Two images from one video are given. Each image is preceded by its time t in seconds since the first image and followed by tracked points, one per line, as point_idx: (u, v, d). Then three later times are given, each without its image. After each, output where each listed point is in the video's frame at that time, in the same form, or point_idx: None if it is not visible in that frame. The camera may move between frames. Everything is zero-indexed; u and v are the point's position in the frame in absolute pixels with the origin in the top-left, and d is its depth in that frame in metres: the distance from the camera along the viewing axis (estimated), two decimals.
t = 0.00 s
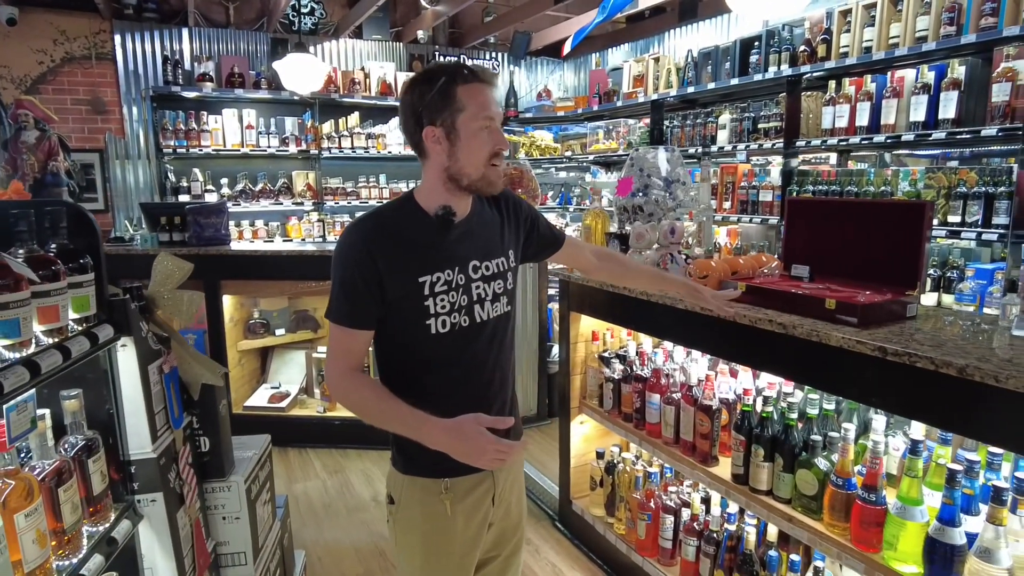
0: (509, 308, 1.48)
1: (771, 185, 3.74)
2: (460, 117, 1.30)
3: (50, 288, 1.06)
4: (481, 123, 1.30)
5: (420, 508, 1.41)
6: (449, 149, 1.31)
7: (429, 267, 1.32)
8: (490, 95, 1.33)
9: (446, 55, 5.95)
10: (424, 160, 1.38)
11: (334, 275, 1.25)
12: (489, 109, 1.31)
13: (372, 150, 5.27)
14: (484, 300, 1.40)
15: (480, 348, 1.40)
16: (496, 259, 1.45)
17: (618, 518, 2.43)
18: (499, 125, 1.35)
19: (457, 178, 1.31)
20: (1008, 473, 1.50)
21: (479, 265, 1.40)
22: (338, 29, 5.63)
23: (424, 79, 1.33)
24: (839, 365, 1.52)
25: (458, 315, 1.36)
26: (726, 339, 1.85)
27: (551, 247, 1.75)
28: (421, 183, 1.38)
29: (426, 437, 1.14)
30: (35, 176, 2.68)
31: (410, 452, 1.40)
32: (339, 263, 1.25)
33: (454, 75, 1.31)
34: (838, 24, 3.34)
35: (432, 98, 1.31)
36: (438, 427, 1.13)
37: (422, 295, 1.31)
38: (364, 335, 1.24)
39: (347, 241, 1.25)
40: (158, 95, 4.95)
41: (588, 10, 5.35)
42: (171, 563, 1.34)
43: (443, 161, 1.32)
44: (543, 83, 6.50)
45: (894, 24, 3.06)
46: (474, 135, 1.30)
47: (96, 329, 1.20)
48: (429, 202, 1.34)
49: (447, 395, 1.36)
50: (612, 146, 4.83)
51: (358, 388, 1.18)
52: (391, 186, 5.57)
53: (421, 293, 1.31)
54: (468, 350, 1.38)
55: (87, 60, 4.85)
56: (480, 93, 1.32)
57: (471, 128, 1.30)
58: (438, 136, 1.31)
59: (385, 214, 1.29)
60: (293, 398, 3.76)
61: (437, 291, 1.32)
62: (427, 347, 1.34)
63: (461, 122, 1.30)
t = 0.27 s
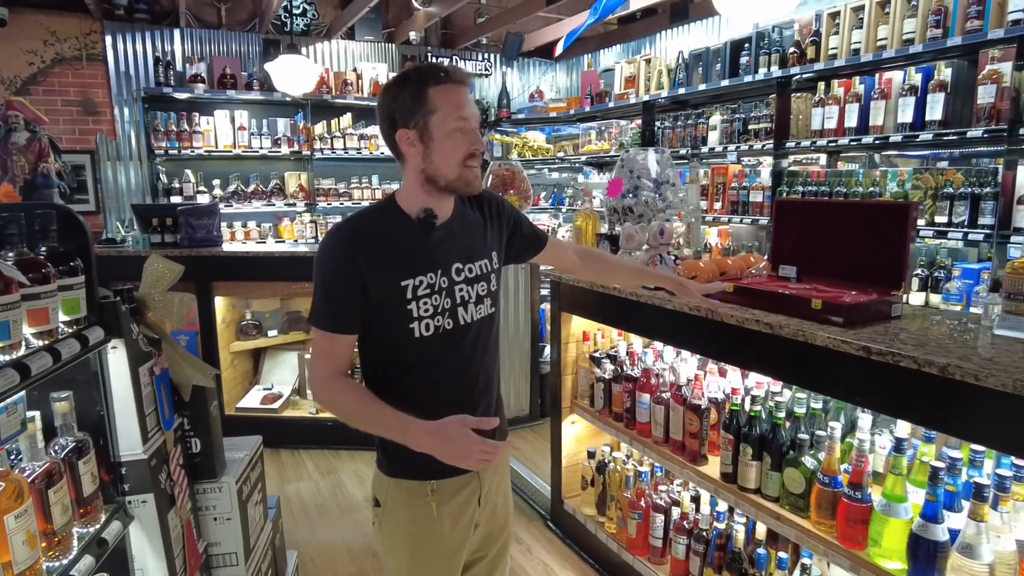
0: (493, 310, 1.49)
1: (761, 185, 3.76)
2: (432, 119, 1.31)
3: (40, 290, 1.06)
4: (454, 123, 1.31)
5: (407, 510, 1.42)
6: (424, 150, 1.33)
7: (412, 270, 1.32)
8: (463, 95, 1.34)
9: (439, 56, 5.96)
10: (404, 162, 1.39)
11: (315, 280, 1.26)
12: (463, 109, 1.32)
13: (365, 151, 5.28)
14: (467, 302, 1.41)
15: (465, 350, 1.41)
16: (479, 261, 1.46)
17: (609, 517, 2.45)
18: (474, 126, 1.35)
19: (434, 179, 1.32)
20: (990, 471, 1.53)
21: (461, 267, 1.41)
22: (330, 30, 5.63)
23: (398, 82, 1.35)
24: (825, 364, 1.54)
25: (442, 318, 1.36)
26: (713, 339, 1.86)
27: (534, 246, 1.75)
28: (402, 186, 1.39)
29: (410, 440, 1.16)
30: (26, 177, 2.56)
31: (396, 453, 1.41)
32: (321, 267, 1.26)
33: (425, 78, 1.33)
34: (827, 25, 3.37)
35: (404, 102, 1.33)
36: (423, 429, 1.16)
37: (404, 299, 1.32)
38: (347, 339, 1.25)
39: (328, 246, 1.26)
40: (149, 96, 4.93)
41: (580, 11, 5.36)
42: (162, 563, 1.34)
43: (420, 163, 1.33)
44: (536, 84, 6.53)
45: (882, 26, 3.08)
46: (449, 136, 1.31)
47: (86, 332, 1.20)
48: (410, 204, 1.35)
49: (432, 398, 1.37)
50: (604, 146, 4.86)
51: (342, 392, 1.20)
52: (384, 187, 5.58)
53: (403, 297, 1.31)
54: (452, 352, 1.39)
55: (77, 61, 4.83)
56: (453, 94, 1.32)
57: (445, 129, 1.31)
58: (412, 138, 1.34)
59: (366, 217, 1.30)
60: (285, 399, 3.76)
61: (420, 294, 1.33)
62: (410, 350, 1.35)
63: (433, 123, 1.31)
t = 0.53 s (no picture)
0: (478, 305, 1.50)
1: (753, 184, 3.78)
2: (403, 113, 1.32)
3: (25, 286, 1.06)
4: (426, 115, 1.32)
5: (394, 508, 1.42)
6: (399, 145, 1.34)
7: (397, 268, 1.32)
8: (435, 86, 1.35)
9: (433, 55, 5.96)
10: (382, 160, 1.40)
11: (300, 279, 1.25)
12: (435, 101, 1.34)
13: (359, 150, 5.28)
14: (453, 298, 1.42)
15: (451, 346, 1.41)
16: (464, 257, 1.46)
17: (601, 513, 2.45)
18: (446, 116, 1.36)
19: (411, 173, 1.33)
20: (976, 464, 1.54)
21: (447, 264, 1.42)
22: (324, 29, 5.63)
23: (369, 80, 1.38)
24: (813, 359, 1.55)
25: (428, 315, 1.37)
26: (704, 336, 1.87)
27: (515, 243, 1.75)
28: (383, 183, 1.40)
29: (397, 438, 1.13)
30: (17, 175, 2.52)
31: (381, 451, 1.41)
32: (306, 266, 1.25)
33: (391, 73, 1.34)
34: (818, 24, 3.38)
35: (373, 101, 1.36)
36: (410, 427, 1.13)
37: (391, 296, 1.31)
38: (332, 338, 1.25)
39: (312, 244, 1.25)
40: (142, 95, 4.92)
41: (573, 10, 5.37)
42: (151, 559, 1.34)
43: (397, 158, 1.35)
44: (529, 83, 6.54)
45: (872, 25, 3.10)
46: (422, 128, 1.33)
47: (73, 327, 1.20)
48: (393, 199, 1.35)
49: (420, 396, 1.37)
50: (597, 146, 4.87)
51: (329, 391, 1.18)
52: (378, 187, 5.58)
53: (390, 294, 1.31)
54: (439, 349, 1.39)
55: (69, 60, 4.81)
56: (423, 86, 1.34)
57: (416, 122, 1.33)
58: (385, 134, 1.36)
59: (349, 215, 1.30)
60: (279, 398, 3.76)
61: (406, 291, 1.33)
62: (398, 348, 1.34)
63: (403, 117, 1.33)
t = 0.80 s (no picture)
0: (468, 304, 1.51)
1: (748, 183, 3.80)
2: (377, 111, 1.33)
3: (23, 284, 1.07)
4: (401, 109, 1.32)
5: (384, 510, 1.43)
6: (378, 144, 1.35)
7: (389, 270, 1.33)
8: (408, 80, 1.35)
9: (430, 55, 5.97)
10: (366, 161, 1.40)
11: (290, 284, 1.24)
12: (409, 94, 1.34)
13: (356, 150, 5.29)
14: (444, 298, 1.43)
15: (443, 346, 1.43)
16: (453, 257, 1.47)
17: (597, 511, 2.47)
18: (422, 109, 1.36)
19: (395, 171, 1.33)
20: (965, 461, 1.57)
21: (437, 264, 1.42)
22: (320, 29, 5.64)
23: (342, 82, 1.38)
24: (805, 357, 1.57)
25: (420, 316, 1.38)
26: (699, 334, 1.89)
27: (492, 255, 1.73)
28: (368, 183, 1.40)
29: (395, 441, 1.12)
30: (13, 175, 2.49)
31: (370, 453, 1.42)
32: (297, 272, 1.24)
33: (362, 72, 1.35)
34: (813, 25, 3.40)
35: (348, 104, 1.37)
36: (407, 429, 1.12)
37: (384, 299, 1.32)
38: (323, 342, 1.24)
39: (302, 250, 1.25)
40: (139, 95, 4.92)
41: (569, 11, 5.39)
42: (149, 556, 1.35)
43: (378, 159, 1.35)
44: (526, 83, 6.56)
45: (866, 25, 3.12)
46: (398, 123, 1.32)
47: (71, 325, 1.22)
48: (381, 200, 1.36)
49: (413, 398, 1.39)
50: (593, 146, 4.85)
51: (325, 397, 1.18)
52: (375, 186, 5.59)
53: (382, 296, 1.32)
54: (431, 349, 1.40)
55: (65, 59, 4.82)
56: (395, 81, 1.35)
57: (393, 118, 1.33)
58: (363, 135, 1.37)
59: (338, 219, 1.29)
60: (276, 397, 3.77)
61: (399, 294, 1.34)
62: (390, 350, 1.35)
63: (378, 115, 1.33)
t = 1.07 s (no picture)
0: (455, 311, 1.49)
1: (747, 184, 3.80)
2: (352, 113, 1.30)
3: (23, 288, 1.08)
4: (377, 111, 1.29)
5: (374, 522, 1.42)
6: (353, 148, 1.31)
7: (372, 281, 1.30)
8: (382, 80, 1.32)
9: (428, 55, 5.97)
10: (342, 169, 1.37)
11: (270, 301, 1.22)
12: (384, 94, 1.31)
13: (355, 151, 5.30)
14: (431, 306, 1.41)
15: (430, 355, 1.41)
16: (439, 263, 1.44)
17: (595, 511, 2.47)
18: (399, 109, 1.33)
19: (374, 176, 1.31)
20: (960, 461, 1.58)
21: (422, 272, 1.40)
22: (319, 30, 5.64)
23: (314, 86, 1.35)
24: (803, 358, 1.58)
25: (407, 326, 1.35)
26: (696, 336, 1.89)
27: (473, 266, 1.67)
28: (346, 191, 1.37)
29: (387, 459, 1.12)
30: (12, 176, 2.48)
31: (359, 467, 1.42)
32: (276, 289, 1.22)
33: (334, 75, 1.32)
34: (811, 26, 3.41)
35: (321, 108, 1.33)
36: (402, 446, 1.11)
37: (368, 310, 1.29)
38: (307, 358, 1.22)
39: (281, 267, 1.23)
40: (137, 96, 4.92)
41: (568, 12, 5.40)
42: (148, 557, 1.36)
43: (355, 166, 1.33)
44: (525, 84, 6.57)
45: (864, 27, 3.13)
46: (376, 125, 1.29)
47: (71, 327, 1.22)
48: (363, 209, 1.34)
49: (400, 409, 1.37)
50: (592, 147, 4.90)
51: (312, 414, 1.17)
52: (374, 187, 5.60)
53: (366, 308, 1.29)
54: (418, 358, 1.38)
55: (64, 60, 4.81)
56: (367, 82, 1.31)
57: (369, 120, 1.29)
58: (338, 140, 1.33)
59: (316, 232, 1.27)
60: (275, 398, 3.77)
61: (384, 304, 1.31)
62: (376, 362, 1.33)
63: (353, 118, 1.30)
